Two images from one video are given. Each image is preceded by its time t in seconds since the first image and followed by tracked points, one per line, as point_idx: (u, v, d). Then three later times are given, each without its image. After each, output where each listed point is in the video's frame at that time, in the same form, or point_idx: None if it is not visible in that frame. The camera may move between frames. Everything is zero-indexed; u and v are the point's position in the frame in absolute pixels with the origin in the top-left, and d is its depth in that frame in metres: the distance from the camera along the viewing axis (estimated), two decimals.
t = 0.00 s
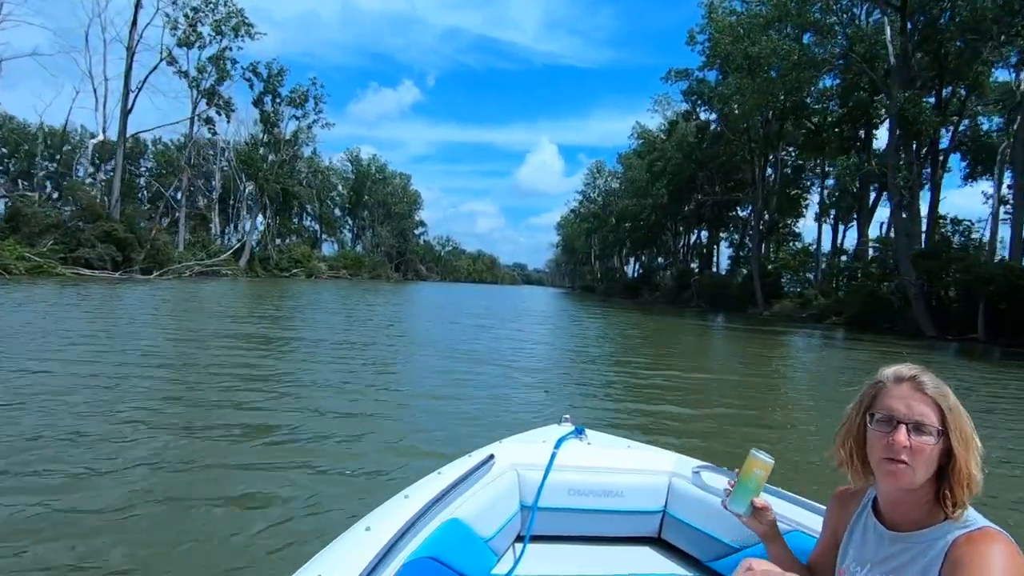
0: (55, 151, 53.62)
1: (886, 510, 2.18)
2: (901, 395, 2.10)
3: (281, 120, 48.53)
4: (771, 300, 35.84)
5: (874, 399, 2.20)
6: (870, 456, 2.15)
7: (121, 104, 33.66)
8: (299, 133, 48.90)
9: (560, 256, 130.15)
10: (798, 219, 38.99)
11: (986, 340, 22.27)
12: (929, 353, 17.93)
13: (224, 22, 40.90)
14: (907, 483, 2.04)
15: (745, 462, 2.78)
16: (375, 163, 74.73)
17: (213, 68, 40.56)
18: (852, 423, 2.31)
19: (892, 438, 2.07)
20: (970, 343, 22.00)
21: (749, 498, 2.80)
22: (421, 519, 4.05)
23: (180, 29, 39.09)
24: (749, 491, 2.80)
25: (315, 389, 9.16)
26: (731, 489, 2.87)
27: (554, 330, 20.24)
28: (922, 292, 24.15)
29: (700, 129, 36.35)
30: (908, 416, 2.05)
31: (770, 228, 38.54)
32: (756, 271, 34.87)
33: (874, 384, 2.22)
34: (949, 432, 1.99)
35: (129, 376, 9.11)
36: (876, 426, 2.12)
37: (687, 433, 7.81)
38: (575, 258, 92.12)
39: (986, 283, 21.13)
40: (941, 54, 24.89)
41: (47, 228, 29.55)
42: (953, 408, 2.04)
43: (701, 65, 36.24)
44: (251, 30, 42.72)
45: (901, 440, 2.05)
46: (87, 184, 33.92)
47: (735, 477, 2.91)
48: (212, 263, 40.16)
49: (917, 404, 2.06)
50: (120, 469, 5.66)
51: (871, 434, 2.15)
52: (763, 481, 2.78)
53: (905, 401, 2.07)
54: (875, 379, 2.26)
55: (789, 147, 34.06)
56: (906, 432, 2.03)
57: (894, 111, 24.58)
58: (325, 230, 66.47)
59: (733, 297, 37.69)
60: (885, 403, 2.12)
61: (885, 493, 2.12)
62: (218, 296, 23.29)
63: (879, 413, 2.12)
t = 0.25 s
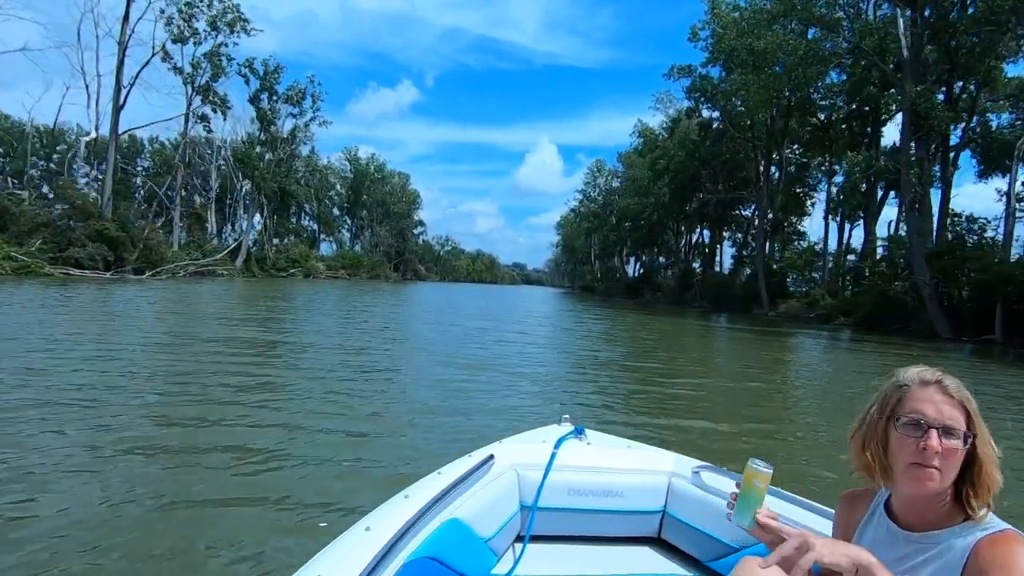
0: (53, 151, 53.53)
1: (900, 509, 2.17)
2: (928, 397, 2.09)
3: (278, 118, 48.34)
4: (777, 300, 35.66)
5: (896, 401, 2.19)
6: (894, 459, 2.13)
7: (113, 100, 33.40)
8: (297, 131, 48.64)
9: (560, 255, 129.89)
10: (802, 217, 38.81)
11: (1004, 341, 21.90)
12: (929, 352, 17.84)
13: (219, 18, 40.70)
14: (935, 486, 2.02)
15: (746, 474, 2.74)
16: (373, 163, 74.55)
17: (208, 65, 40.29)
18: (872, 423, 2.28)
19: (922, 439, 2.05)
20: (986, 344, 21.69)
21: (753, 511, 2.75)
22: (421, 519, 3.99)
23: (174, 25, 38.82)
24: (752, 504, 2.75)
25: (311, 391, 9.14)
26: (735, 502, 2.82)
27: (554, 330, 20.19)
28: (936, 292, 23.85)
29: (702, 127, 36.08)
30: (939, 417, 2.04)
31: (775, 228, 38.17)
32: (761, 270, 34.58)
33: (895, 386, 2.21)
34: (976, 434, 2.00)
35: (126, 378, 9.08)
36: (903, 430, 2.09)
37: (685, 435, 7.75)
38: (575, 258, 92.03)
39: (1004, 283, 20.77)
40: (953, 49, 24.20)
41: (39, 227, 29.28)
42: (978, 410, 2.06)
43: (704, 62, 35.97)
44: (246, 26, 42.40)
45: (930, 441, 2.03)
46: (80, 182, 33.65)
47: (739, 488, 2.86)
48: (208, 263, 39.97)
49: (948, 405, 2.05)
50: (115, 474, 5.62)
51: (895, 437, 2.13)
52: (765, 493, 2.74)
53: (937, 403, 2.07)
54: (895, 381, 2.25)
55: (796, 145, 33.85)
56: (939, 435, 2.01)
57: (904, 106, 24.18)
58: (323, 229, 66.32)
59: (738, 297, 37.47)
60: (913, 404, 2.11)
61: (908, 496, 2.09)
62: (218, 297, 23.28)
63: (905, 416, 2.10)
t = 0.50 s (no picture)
0: (51, 150, 53.42)
1: (916, 514, 2.31)
2: (950, 403, 2.23)
3: (275, 116, 48.07)
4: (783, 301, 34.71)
5: (917, 406, 2.33)
6: (917, 464, 2.27)
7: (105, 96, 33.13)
8: (294, 129, 48.37)
9: (560, 255, 129.51)
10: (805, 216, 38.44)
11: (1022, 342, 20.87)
12: (929, 352, 17.74)
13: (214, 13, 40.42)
14: (957, 490, 2.17)
15: (756, 473, 2.62)
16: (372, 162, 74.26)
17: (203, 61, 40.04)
18: (892, 427, 2.41)
19: (943, 444, 2.20)
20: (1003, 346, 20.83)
21: (767, 510, 2.66)
22: (421, 519, 3.95)
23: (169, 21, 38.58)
24: (765, 503, 2.67)
25: (310, 390, 9.13)
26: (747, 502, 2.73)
27: (554, 329, 20.13)
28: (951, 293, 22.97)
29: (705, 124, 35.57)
30: (960, 423, 2.18)
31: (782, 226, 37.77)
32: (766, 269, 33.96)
33: (916, 391, 2.35)
34: (998, 441, 2.15)
35: (124, 378, 9.06)
36: (927, 436, 2.23)
37: (684, 438, 7.72)
38: (575, 258, 91.76)
39: None
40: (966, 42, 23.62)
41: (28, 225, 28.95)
42: (994, 416, 2.22)
43: (707, 57, 35.69)
44: (242, 22, 42.11)
45: (953, 447, 2.18)
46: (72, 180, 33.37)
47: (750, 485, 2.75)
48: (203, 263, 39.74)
49: (969, 411, 2.20)
50: (111, 476, 5.60)
51: (918, 442, 2.27)
52: (777, 490, 2.63)
53: (960, 407, 2.21)
54: (914, 386, 2.40)
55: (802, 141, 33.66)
56: (963, 441, 2.16)
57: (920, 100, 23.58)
58: (322, 229, 66.08)
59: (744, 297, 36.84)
60: (936, 410, 2.25)
61: (930, 500, 2.23)
62: (217, 297, 23.24)
63: (928, 422, 2.24)
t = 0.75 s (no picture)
0: (49, 151, 53.37)
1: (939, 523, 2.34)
2: (973, 413, 2.25)
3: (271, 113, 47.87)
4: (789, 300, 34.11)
5: (938, 415, 2.34)
6: (938, 475, 2.30)
7: (97, 93, 32.91)
8: (291, 127, 48.15)
9: (561, 254, 129.23)
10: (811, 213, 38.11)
11: None
12: (930, 351, 17.65)
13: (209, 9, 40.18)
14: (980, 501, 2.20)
15: (778, 485, 2.66)
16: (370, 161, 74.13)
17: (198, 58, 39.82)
18: (914, 435, 2.42)
19: (967, 454, 2.22)
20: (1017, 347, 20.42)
21: (791, 519, 2.71)
22: (421, 519, 3.90)
23: (163, 18, 38.38)
24: (787, 511, 2.71)
25: (308, 393, 9.10)
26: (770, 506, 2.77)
27: (553, 330, 20.09)
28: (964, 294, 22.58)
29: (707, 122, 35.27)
30: (983, 433, 2.21)
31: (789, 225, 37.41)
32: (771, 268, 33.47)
33: (938, 398, 2.37)
34: None
35: (121, 381, 9.04)
36: (951, 445, 2.26)
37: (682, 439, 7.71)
38: (575, 258, 91.67)
39: None
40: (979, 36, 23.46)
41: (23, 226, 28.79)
42: (1017, 424, 2.25)
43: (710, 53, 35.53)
44: (237, 18, 41.88)
45: (977, 457, 2.20)
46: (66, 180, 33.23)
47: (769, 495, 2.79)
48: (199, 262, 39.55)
49: (993, 419, 2.23)
50: (106, 479, 5.57)
51: (940, 451, 2.30)
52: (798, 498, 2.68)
53: (984, 416, 2.23)
54: (936, 394, 2.40)
55: (807, 139, 33.48)
56: (988, 453, 2.18)
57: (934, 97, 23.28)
58: (320, 228, 65.98)
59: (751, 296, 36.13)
60: (959, 419, 2.26)
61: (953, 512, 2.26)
62: (216, 298, 23.22)
63: (953, 431, 2.26)
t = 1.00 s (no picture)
0: (48, 150, 53.30)
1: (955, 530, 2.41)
2: (994, 423, 2.30)
3: (268, 111, 47.67)
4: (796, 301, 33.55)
5: (957, 425, 2.40)
6: (960, 482, 2.35)
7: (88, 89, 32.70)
8: (289, 125, 47.94)
9: (561, 254, 128.92)
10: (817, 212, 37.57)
11: None
12: (928, 352, 17.63)
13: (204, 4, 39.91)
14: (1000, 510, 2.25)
15: (793, 507, 3.05)
16: (370, 160, 73.99)
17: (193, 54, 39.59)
18: (933, 442, 2.47)
19: (987, 463, 2.27)
20: None
21: (804, 537, 3.12)
22: (422, 518, 3.96)
23: (157, 13, 38.17)
24: (801, 532, 3.12)
25: (308, 390, 9.12)
26: (784, 526, 3.19)
27: (553, 329, 20.10)
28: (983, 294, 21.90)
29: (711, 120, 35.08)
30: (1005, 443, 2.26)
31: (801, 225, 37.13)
32: (779, 267, 33.01)
33: (958, 406, 2.42)
34: None
35: (122, 379, 9.07)
36: (972, 454, 2.30)
37: (681, 439, 7.75)
38: (576, 258, 91.45)
39: None
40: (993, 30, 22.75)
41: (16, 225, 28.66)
42: None
43: (714, 49, 35.27)
44: (232, 13, 41.65)
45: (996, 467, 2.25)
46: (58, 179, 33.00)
47: (784, 515, 3.20)
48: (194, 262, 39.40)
49: (1013, 427, 2.28)
50: (108, 474, 5.63)
51: (959, 459, 2.35)
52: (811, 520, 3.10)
53: (1006, 427, 2.28)
54: (956, 401, 2.45)
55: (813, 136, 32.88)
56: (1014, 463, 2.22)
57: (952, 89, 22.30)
58: (319, 228, 65.85)
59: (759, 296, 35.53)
60: (980, 427, 2.32)
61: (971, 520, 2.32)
62: (217, 298, 23.26)
63: (974, 439, 2.31)
